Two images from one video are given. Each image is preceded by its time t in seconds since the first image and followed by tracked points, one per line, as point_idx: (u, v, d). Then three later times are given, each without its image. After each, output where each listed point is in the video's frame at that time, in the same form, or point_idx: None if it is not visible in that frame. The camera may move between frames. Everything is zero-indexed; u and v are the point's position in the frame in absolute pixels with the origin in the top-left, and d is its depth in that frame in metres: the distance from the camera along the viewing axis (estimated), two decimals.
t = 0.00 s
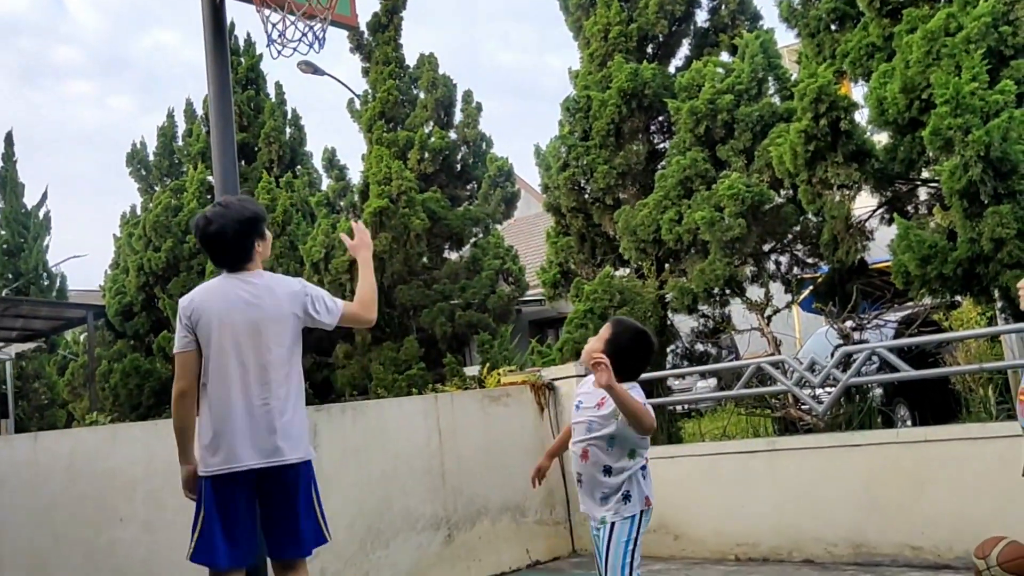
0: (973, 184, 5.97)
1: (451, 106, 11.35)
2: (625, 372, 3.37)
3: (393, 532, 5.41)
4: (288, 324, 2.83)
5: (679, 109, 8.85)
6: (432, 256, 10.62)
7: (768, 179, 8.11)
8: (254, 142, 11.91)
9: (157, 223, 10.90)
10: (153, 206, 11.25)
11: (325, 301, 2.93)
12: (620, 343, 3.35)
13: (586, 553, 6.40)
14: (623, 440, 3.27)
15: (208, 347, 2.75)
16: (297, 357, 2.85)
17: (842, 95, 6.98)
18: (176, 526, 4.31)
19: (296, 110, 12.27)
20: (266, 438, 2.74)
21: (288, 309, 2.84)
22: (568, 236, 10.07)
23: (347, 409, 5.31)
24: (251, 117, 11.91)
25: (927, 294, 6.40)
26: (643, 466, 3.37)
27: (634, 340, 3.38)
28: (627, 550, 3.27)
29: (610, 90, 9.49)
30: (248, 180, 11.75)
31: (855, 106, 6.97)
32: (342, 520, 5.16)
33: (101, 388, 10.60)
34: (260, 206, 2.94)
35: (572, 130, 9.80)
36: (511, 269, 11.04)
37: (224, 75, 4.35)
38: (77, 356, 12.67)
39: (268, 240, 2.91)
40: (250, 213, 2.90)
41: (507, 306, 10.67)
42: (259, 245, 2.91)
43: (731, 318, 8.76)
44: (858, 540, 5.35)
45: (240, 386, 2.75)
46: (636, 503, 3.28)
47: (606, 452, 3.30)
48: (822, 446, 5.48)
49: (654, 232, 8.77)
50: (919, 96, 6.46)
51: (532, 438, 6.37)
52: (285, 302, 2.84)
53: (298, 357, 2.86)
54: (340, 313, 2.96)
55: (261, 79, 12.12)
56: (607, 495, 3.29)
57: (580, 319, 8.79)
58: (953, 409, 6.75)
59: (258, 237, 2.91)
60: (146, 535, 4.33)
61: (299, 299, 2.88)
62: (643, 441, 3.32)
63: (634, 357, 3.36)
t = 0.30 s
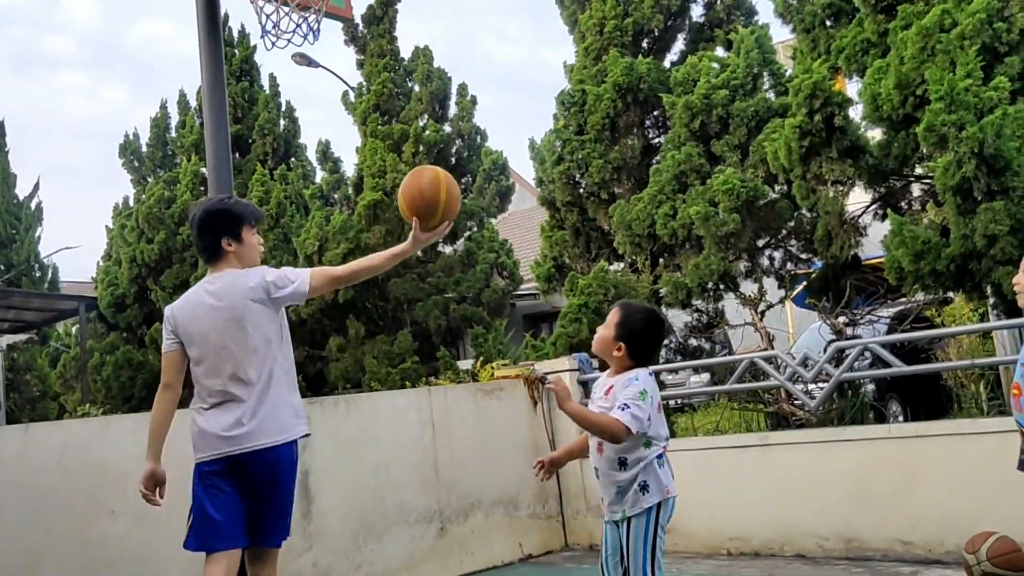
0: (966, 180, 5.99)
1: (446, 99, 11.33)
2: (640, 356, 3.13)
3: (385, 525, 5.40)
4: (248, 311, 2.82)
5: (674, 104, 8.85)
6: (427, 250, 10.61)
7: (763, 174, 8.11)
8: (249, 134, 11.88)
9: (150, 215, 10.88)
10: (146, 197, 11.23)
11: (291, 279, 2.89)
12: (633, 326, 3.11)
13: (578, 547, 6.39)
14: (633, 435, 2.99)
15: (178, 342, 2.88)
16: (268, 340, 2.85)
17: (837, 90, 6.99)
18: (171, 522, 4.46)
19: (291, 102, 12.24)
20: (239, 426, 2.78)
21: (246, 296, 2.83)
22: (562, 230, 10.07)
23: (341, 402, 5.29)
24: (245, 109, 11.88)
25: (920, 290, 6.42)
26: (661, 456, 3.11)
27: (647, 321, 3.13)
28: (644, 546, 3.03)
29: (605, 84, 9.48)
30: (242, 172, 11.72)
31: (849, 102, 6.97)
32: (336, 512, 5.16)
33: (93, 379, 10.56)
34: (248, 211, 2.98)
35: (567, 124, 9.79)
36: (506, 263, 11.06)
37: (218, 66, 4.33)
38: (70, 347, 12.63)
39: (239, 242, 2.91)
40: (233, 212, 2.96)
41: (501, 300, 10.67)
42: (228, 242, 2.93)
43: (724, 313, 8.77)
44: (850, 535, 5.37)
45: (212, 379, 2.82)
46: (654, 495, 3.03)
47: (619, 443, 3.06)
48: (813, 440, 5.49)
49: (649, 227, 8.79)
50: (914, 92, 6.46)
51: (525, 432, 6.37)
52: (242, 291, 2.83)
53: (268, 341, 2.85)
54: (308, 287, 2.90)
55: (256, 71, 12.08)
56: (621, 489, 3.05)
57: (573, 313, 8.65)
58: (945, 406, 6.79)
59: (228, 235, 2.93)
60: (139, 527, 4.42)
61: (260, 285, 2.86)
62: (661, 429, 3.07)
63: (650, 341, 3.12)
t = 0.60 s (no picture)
0: (949, 176, 6.01)
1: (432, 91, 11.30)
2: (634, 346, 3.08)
3: (368, 518, 5.38)
4: (227, 333, 2.89)
5: (660, 97, 8.84)
6: (412, 242, 10.58)
7: (747, 168, 8.13)
8: (232, 125, 11.82)
9: (133, 206, 10.81)
10: (128, 188, 11.15)
11: (280, 318, 2.89)
12: (625, 314, 3.06)
13: (560, 540, 6.40)
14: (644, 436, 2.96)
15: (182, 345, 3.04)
16: (252, 362, 2.91)
17: (821, 85, 7.01)
18: (152, 517, 4.41)
19: (275, 93, 12.18)
20: (205, 435, 2.92)
21: (229, 319, 2.90)
22: (547, 223, 10.07)
23: (323, 394, 5.26)
24: (229, 100, 11.82)
25: (902, 285, 6.45)
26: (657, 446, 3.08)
27: (641, 311, 3.09)
28: (635, 539, 2.99)
29: (591, 77, 9.48)
30: (226, 164, 11.66)
31: (833, 96, 7.00)
32: (317, 505, 5.13)
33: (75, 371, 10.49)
34: (259, 225, 3.06)
35: (552, 117, 9.77)
36: (491, 256, 11.03)
37: (200, 57, 4.28)
38: (52, 339, 12.55)
39: (244, 251, 2.99)
40: (244, 222, 3.04)
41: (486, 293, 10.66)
42: (234, 248, 3.02)
43: (708, 307, 8.77)
44: (830, 528, 5.39)
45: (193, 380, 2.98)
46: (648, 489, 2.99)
47: (613, 434, 3.00)
48: (795, 434, 5.52)
49: (633, 221, 8.80)
50: (897, 87, 6.48)
51: (509, 426, 6.37)
52: (228, 312, 2.90)
53: (245, 368, 2.90)
54: (295, 322, 2.90)
55: (240, 62, 12.02)
56: (620, 482, 2.99)
57: (559, 306, 8.72)
58: (926, 400, 6.82)
59: (233, 240, 3.02)
60: (119, 520, 4.29)
61: (246, 312, 2.89)
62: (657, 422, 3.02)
63: (643, 330, 3.07)
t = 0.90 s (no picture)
0: (927, 172, 6.05)
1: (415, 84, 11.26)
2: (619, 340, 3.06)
3: (349, 512, 5.37)
4: (234, 332, 3.06)
5: (642, 92, 8.85)
6: (393, 236, 10.55)
7: (729, 164, 8.16)
8: (213, 117, 11.74)
9: (111, 198, 10.73)
10: (107, 180, 11.06)
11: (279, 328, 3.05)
12: (603, 306, 3.06)
13: (541, 534, 6.41)
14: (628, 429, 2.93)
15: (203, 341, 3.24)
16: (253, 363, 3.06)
17: (801, 82, 7.06)
18: (130, 510, 4.38)
19: (256, 85, 12.11)
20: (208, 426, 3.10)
21: (238, 322, 3.07)
22: (529, 217, 10.07)
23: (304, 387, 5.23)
24: (210, 92, 11.74)
25: (881, 280, 6.50)
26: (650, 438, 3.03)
27: (620, 304, 3.07)
28: (608, 536, 2.97)
29: (573, 72, 9.48)
30: (207, 156, 11.59)
31: (814, 92, 7.04)
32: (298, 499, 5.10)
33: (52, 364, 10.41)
34: (283, 238, 3.26)
35: (535, 111, 9.78)
36: (473, 250, 11.02)
37: (179, 47, 4.24)
38: (30, 332, 12.44)
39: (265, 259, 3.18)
40: (267, 231, 3.24)
41: (468, 287, 10.66)
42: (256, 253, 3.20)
43: (689, 302, 8.80)
44: (809, 521, 5.43)
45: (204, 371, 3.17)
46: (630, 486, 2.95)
47: (599, 430, 2.98)
48: (775, 428, 5.55)
49: (615, 215, 8.82)
50: (877, 84, 6.52)
51: (490, 420, 6.38)
52: (237, 315, 3.08)
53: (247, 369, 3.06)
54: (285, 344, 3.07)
55: (221, 53, 11.95)
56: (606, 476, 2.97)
57: (540, 301, 8.75)
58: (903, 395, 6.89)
59: (258, 247, 3.21)
60: (96, 516, 4.25)
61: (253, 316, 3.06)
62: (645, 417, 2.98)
63: (624, 325, 3.06)
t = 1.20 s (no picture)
0: (901, 172, 6.10)
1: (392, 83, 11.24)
2: (579, 337, 2.98)
3: (327, 513, 5.36)
4: (260, 328, 3.30)
5: (619, 92, 8.87)
6: (372, 236, 10.53)
7: (706, 163, 8.20)
8: (189, 116, 11.67)
9: (85, 197, 10.64)
10: (81, 179, 10.96)
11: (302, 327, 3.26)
12: (559, 302, 2.98)
13: (521, 533, 6.44)
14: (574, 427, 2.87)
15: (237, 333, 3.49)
16: (274, 359, 3.29)
17: (777, 81, 7.12)
18: (105, 514, 4.35)
19: (233, 83, 12.06)
20: (230, 411, 3.37)
21: (263, 320, 3.30)
22: (508, 217, 10.08)
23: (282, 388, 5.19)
24: (185, 90, 11.67)
25: (856, 279, 6.56)
26: (609, 429, 2.93)
27: (580, 301, 2.98)
28: (586, 538, 2.92)
29: (551, 71, 9.49)
30: (182, 155, 11.52)
31: (790, 92, 7.10)
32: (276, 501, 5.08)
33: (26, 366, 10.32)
34: (316, 242, 3.47)
35: (513, 110, 9.79)
36: (452, 250, 10.99)
37: (153, 46, 4.20)
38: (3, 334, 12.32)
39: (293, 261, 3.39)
40: (305, 237, 3.46)
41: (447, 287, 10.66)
42: (288, 257, 3.42)
43: (667, 301, 8.84)
44: (786, 517, 5.47)
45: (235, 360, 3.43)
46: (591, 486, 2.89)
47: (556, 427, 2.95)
48: (752, 425, 5.59)
49: (593, 215, 8.84)
50: (852, 84, 6.58)
51: (469, 419, 6.39)
52: (264, 313, 3.30)
53: (268, 363, 3.30)
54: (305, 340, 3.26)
55: (196, 51, 11.88)
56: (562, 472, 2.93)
57: (519, 301, 8.78)
58: (879, 393, 6.97)
59: (290, 250, 3.43)
60: (71, 520, 4.22)
61: (276, 315, 3.28)
62: (598, 414, 2.90)
63: (584, 321, 2.97)
